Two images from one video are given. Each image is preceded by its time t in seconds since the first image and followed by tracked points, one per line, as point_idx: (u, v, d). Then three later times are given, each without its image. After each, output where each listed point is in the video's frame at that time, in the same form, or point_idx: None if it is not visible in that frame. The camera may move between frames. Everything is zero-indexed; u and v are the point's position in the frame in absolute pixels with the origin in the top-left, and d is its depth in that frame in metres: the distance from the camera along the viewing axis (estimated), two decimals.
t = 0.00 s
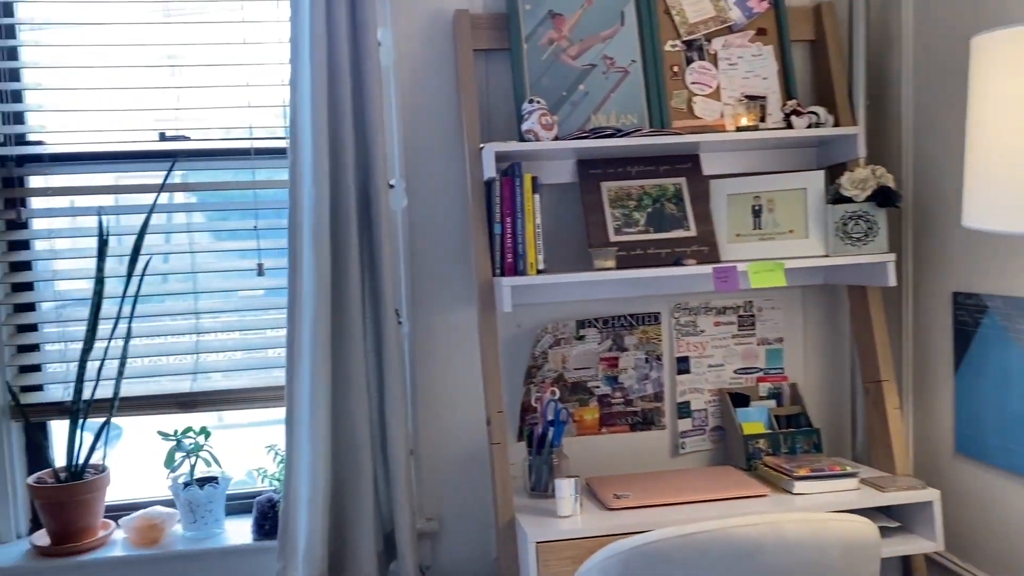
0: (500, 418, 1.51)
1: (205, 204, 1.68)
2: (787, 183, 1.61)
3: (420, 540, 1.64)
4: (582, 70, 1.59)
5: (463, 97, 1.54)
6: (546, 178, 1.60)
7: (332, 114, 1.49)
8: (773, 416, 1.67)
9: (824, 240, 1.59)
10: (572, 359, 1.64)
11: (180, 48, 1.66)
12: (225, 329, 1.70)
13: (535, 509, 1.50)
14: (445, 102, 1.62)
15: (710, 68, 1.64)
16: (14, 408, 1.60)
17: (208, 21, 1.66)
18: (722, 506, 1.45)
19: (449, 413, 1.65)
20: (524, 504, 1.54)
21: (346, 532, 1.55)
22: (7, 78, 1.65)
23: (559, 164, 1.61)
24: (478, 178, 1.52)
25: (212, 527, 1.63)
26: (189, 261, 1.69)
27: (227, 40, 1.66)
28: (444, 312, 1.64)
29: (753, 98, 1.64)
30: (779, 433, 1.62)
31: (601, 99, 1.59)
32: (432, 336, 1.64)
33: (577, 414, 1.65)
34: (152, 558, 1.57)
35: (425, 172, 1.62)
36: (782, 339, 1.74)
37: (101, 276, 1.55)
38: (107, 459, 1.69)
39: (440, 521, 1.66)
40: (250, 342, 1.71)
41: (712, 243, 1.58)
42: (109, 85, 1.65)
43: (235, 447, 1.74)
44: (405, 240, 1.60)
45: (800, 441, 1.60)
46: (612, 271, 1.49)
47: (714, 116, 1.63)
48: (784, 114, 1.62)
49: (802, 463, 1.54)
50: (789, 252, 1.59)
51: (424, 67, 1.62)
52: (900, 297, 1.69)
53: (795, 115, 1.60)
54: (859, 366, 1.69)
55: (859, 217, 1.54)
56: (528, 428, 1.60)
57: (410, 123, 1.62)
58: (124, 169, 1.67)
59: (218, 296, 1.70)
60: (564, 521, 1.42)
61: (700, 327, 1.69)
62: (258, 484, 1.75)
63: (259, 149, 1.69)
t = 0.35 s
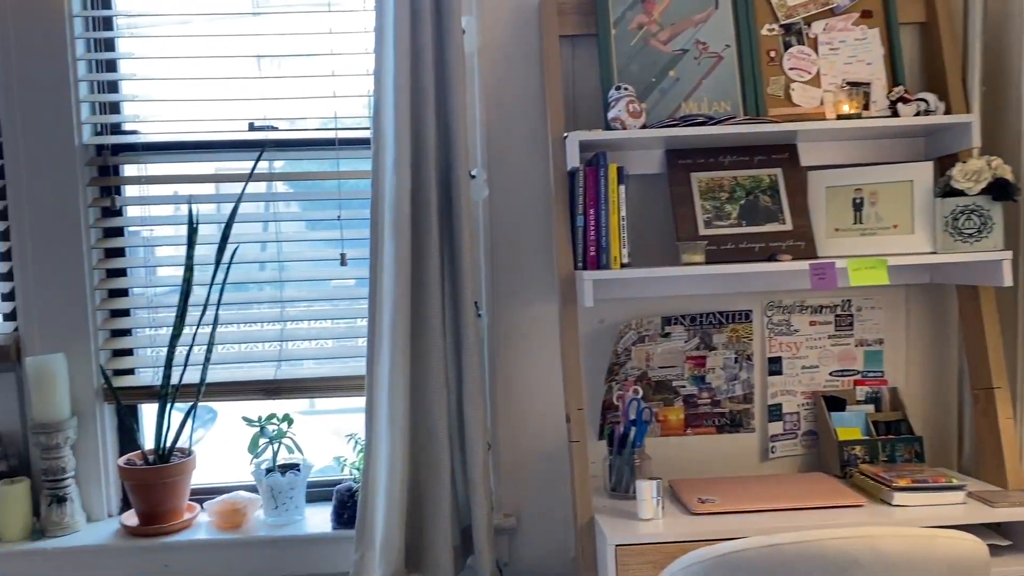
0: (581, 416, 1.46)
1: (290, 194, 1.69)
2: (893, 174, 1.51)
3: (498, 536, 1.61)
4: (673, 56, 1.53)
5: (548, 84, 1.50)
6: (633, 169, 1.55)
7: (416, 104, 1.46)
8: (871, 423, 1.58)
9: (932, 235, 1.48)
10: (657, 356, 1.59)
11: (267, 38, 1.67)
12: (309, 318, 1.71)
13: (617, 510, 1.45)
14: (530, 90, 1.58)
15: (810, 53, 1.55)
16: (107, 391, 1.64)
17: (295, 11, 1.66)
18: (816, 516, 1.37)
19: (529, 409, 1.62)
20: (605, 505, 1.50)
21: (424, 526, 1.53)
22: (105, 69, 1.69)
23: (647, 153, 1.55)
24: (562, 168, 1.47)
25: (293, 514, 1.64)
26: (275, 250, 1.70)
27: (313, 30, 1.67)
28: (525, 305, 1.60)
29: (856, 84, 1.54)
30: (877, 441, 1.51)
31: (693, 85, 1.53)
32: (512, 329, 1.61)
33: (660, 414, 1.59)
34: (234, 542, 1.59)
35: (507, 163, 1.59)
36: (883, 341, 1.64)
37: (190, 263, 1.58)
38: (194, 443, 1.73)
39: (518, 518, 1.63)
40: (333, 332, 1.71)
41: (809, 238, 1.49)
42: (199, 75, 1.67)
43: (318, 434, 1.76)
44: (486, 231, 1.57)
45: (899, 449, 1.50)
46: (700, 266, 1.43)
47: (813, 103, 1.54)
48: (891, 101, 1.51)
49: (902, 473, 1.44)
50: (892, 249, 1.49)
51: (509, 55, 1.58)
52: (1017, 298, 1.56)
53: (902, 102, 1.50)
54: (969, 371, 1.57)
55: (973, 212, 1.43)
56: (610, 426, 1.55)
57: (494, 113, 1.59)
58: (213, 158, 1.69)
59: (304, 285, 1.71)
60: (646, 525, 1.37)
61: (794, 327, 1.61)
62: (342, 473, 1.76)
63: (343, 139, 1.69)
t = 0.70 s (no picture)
0: (671, 408, 1.42)
1: (381, 180, 1.70)
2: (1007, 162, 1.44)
3: (583, 525, 1.60)
4: (774, 39, 1.48)
5: (642, 68, 1.46)
6: (730, 154, 1.49)
7: (508, 88, 1.44)
8: (979, 423, 1.48)
9: None
10: (750, 349, 1.54)
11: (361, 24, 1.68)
12: (398, 303, 1.73)
13: (707, 505, 1.42)
14: (622, 75, 1.55)
15: (921, 34, 1.46)
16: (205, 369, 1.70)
17: None
18: (918, 519, 1.31)
19: (616, 400, 1.60)
20: (694, 499, 1.47)
21: (509, 516, 1.52)
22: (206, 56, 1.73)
23: (744, 139, 1.50)
24: (656, 154, 1.44)
25: (379, 495, 1.67)
26: (365, 235, 1.72)
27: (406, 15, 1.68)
28: (614, 294, 1.58)
29: (971, 67, 1.45)
30: (986, 442, 1.42)
31: (794, 69, 1.47)
32: (600, 318, 1.58)
33: (753, 408, 1.55)
34: (323, 521, 1.62)
35: (598, 149, 1.56)
36: (994, 338, 1.55)
37: (283, 247, 1.61)
38: (286, 422, 1.77)
39: (603, 508, 1.62)
40: (421, 317, 1.73)
41: (916, 228, 1.42)
42: (294, 61, 1.69)
43: (407, 417, 1.79)
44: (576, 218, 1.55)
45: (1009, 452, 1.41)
46: (799, 256, 1.38)
47: (923, 87, 1.45)
48: (1009, 85, 1.42)
49: (1013, 479, 1.35)
50: (1006, 241, 1.42)
51: (601, 39, 1.55)
52: None
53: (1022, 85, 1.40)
54: None
55: None
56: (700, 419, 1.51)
57: (585, 98, 1.56)
58: (307, 144, 1.72)
59: (394, 271, 1.72)
60: (738, 521, 1.33)
61: (897, 321, 1.54)
62: (427, 455, 1.80)
63: (434, 125, 1.70)
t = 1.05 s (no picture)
0: (752, 396, 1.41)
1: (460, 163, 1.72)
2: None
3: (658, 512, 1.59)
4: (866, 18, 1.43)
5: (727, 49, 1.43)
6: (817, 138, 1.45)
7: (589, 71, 1.42)
8: None
9: None
10: (834, 338, 1.51)
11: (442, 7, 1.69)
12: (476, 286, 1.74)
13: (787, 494, 1.40)
14: (707, 57, 1.52)
15: None
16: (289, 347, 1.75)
17: None
18: (1011, 516, 1.26)
19: (693, 386, 1.58)
20: (774, 488, 1.45)
21: (584, 500, 1.52)
22: (291, 41, 1.77)
23: (833, 122, 1.45)
24: (740, 137, 1.42)
25: (455, 475, 1.69)
26: (444, 219, 1.74)
27: None
28: (694, 280, 1.56)
29: None
30: None
31: (887, 49, 1.42)
32: (679, 304, 1.57)
33: (836, 398, 1.52)
34: (399, 499, 1.65)
35: (680, 132, 1.54)
36: None
37: (364, 230, 1.63)
38: (365, 401, 1.81)
39: (679, 496, 1.61)
40: (498, 300, 1.73)
41: (1015, 214, 1.37)
42: (377, 45, 1.71)
43: (482, 399, 1.80)
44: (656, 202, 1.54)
45: None
46: (889, 242, 1.34)
47: None
48: None
49: None
50: None
51: (685, 20, 1.52)
52: None
53: None
54: None
55: None
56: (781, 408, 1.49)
57: (667, 80, 1.54)
58: (388, 128, 1.74)
59: (472, 254, 1.74)
60: (819, 512, 1.31)
61: (991, 312, 1.48)
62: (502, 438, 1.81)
63: (513, 108, 1.70)
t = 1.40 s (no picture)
0: (819, 387, 1.40)
1: (523, 153, 1.73)
2: None
3: (720, 502, 1.58)
4: (941, 2, 1.40)
5: (797, 36, 1.42)
6: (889, 126, 1.43)
7: (657, 59, 1.42)
8: None
9: None
10: (903, 330, 1.48)
11: None
12: (538, 275, 1.75)
13: (854, 487, 1.38)
14: (775, 44, 1.50)
15: None
16: (354, 333, 1.78)
17: None
18: None
19: (758, 377, 1.57)
20: (839, 481, 1.43)
21: (645, 489, 1.52)
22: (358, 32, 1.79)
23: (905, 110, 1.43)
24: (809, 126, 1.40)
25: (515, 462, 1.70)
26: (507, 208, 1.75)
27: None
28: (760, 270, 1.54)
29: None
30: None
31: (964, 34, 1.39)
32: (744, 294, 1.55)
33: (904, 392, 1.49)
34: (461, 484, 1.68)
35: (747, 121, 1.53)
36: None
37: (428, 219, 1.66)
38: (427, 387, 1.83)
39: (741, 487, 1.60)
40: (559, 289, 1.74)
41: None
42: (442, 35, 1.73)
43: (543, 388, 1.81)
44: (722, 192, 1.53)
45: None
46: (963, 233, 1.31)
47: None
48: None
49: None
50: None
51: (755, 8, 1.51)
52: None
53: None
54: None
55: None
56: (848, 400, 1.47)
57: (734, 68, 1.52)
58: (453, 117, 1.76)
59: (533, 243, 1.75)
60: (886, 506, 1.29)
61: None
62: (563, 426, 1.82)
63: (577, 97, 1.70)
